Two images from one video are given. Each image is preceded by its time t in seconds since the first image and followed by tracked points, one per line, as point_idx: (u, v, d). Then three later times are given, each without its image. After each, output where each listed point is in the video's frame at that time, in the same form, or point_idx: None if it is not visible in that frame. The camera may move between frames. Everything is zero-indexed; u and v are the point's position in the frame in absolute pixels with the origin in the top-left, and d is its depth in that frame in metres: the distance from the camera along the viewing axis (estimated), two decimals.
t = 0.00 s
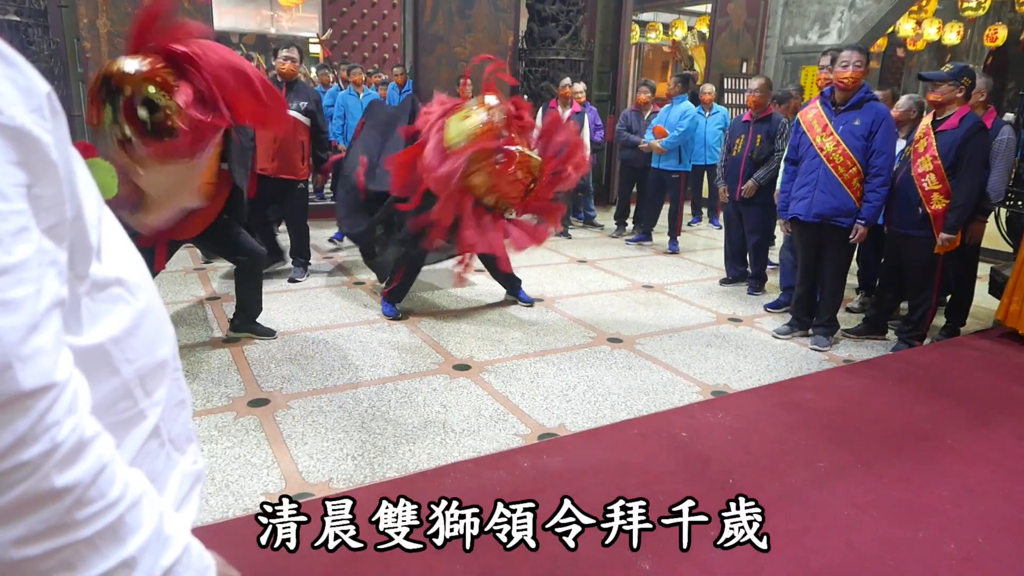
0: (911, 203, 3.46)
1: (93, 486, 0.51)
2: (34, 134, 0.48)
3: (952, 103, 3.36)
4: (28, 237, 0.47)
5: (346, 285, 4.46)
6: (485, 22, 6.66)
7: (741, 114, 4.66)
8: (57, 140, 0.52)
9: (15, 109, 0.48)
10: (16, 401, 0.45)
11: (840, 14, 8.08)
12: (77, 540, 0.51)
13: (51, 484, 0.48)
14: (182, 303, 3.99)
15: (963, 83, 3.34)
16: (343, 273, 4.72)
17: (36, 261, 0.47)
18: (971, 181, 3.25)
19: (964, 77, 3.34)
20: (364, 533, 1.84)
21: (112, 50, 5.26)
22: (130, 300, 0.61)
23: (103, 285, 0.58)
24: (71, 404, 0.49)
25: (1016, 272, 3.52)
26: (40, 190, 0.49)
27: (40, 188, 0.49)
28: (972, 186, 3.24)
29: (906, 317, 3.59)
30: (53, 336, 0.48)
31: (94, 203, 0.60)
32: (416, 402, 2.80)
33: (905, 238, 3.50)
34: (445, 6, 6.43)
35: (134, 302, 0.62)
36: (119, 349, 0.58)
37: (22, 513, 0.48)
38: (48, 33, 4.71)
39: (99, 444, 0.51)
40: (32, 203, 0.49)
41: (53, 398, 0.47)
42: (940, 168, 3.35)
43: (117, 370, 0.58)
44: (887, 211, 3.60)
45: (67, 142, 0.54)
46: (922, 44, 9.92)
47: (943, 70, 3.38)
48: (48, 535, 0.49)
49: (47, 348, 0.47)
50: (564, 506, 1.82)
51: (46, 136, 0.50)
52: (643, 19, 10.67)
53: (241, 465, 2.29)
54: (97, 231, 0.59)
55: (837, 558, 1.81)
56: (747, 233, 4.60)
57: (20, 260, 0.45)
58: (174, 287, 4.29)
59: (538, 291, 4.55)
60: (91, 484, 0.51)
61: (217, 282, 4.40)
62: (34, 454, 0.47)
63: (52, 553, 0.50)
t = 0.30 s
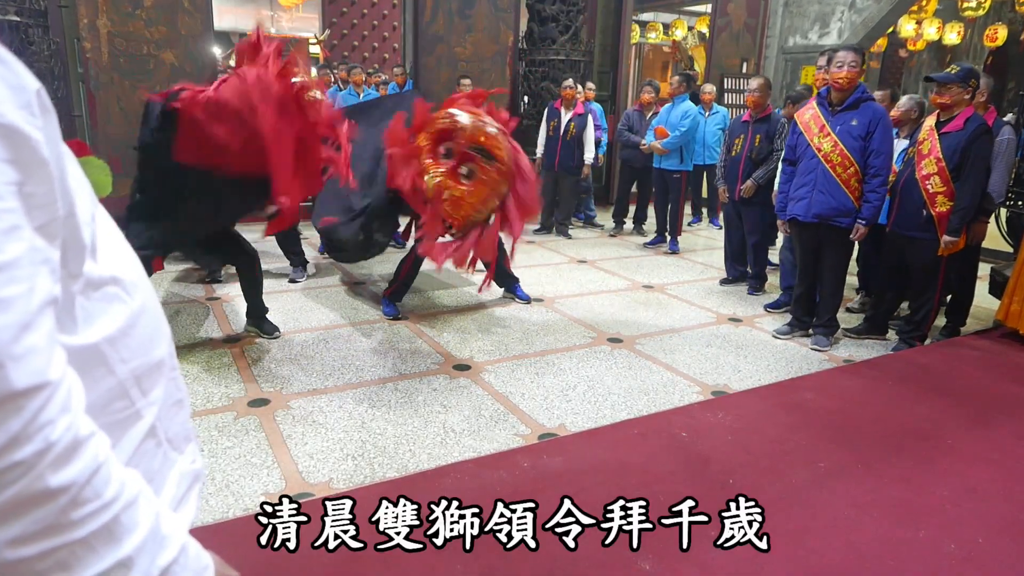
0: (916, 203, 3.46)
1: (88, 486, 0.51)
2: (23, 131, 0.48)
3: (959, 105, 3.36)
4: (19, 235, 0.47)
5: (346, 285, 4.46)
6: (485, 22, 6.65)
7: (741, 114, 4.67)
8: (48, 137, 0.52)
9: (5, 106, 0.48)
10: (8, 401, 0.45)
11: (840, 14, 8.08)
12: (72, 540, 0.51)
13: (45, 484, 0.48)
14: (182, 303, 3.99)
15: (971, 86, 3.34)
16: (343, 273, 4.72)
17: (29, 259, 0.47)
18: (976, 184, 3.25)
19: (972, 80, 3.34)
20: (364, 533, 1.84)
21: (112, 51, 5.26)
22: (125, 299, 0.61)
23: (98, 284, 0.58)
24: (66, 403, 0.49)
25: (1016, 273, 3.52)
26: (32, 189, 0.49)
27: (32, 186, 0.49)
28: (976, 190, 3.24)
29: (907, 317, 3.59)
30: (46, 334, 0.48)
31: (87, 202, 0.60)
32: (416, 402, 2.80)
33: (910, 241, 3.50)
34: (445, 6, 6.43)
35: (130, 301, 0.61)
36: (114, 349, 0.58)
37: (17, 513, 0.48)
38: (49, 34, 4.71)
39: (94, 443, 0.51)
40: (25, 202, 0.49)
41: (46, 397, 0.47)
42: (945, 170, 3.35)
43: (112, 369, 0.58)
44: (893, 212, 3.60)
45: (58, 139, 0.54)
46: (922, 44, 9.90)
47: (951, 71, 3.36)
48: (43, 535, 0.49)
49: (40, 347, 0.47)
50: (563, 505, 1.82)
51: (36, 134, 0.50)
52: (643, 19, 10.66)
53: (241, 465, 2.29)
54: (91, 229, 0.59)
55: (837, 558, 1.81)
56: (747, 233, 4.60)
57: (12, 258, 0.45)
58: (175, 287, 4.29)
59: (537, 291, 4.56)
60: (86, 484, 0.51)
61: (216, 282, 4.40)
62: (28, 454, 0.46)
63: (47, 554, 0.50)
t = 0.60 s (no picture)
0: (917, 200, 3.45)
1: (85, 487, 0.51)
2: (18, 130, 0.49)
3: (959, 106, 3.37)
4: (14, 235, 0.47)
5: (347, 285, 4.47)
6: (486, 22, 6.66)
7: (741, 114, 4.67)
8: (42, 136, 0.52)
9: (2, 106, 0.48)
10: (5, 401, 0.45)
11: (840, 14, 8.09)
12: (69, 542, 0.51)
13: (42, 485, 0.48)
14: (183, 303, 4.00)
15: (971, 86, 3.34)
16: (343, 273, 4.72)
17: (24, 259, 0.47)
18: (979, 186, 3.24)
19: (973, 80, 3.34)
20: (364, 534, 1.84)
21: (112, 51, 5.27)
22: (121, 300, 0.61)
23: (95, 284, 0.58)
24: (62, 403, 0.49)
25: (1016, 273, 3.52)
26: (26, 187, 0.50)
27: (26, 185, 0.50)
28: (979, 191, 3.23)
29: (907, 317, 3.59)
30: (42, 334, 0.48)
31: (84, 203, 0.60)
32: (416, 402, 2.80)
33: (907, 239, 3.51)
34: (445, 6, 6.43)
35: (125, 302, 0.62)
36: (110, 350, 0.58)
37: (15, 514, 0.48)
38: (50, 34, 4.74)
39: (90, 444, 0.51)
40: (19, 199, 0.49)
41: (43, 397, 0.47)
42: (947, 171, 3.35)
43: (109, 370, 0.58)
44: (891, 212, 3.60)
45: (53, 139, 0.54)
46: (922, 45, 9.90)
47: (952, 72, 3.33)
48: (39, 537, 0.49)
49: (36, 347, 0.47)
50: (563, 506, 1.82)
51: (31, 132, 0.50)
52: (643, 19, 10.66)
53: (241, 465, 2.29)
54: (87, 230, 0.59)
55: (838, 558, 1.81)
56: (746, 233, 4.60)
57: (8, 257, 0.45)
58: (176, 287, 4.30)
59: (539, 291, 4.57)
60: (83, 485, 0.51)
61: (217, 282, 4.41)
62: (24, 455, 0.46)
63: (44, 556, 0.50)
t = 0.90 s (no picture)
0: (913, 199, 3.42)
1: (83, 493, 0.51)
2: (16, 133, 0.49)
3: (953, 104, 3.37)
4: (13, 240, 0.47)
5: (347, 285, 4.47)
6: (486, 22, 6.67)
7: (741, 114, 4.67)
8: (42, 140, 0.52)
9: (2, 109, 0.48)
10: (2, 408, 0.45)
11: (840, 14, 8.11)
12: (67, 548, 0.51)
13: (41, 491, 0.48)
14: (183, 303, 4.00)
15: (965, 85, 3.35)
16: (344, 273, 4.73)
17: (24, 264, 0.47)
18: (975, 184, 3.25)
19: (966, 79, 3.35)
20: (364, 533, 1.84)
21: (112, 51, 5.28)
22: (118, 304, 0.61)
23: (92, 288, 0.58)
24: (61, 410, 0.49)
25: (1015, 273, 3.52)
26: (26, 191, 0.49)
27: (25, 189, 0.49)
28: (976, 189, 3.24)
29: (904, 317, 3.57)
30: (40, 339, 0.48)
31: (82, 207, 0.60)
32: (416, 402, 2.80)
33: (904, 239, 3.46)
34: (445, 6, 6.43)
35: (123, 306, 0.62)
36: (107, 354, 0.58)
37: (14, 520, 0.48)
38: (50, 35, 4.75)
39: (87, 449, 0.51)
40: (19, 204, 0.49)
41: (42, 404, 0.47)
42: (942, 168, 3.35)
43: (105, 375, 0.58)
44: (883, 209, 3.58)
45: (53, 143, 0.55)
46: (923, 45, 9.90)
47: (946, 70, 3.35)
48: (37, 544, 0.49)
49: (34, 354, 0.47)
50: (563, 506, 1.82)
51: (31, 136, 0.50)
52: (643, 19, 10.66)
53: (241, 465, 2.29)
54: (84, 234, 0.59)
55: (838, 558, 1.81)
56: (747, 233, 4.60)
57: (7, 263, 0.45)
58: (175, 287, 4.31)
59: (539, 291, 4.57)
60: (81, 490, 0.51)
61: (216, 281, 4.41)
62: (23, 461, 0.46)
63: (40, 562, 0.50)
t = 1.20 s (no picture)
0: (907, 198, 3.40)
1: (82, 502, 0.51)
2: (18, 139, 0.49)
3: (948, 104, 3.35)
4: (12, 246, 0.47)
5: (347, 285, 4.47)
6: (486, 22, 6.68)
7: (741, 114, 4.67)
8: (43, 144, 0.52)
9: (2, 113, 0.49)
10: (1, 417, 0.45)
11: (840, 14, 8.12)
12: (67, 556, 0.51)
13: (39, 501, 0.48)
14: (183, 303, 4.00)
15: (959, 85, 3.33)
16: (344, 273, 4.73)
17: (23, 271, 0.47)
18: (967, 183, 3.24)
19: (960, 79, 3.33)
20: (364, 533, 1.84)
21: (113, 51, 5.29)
22: (117, 309, 0.61)
23: (91, 293, 0.58)
24: (59, 418, 0.49)
25: (1015, 273, 3.52)
26: (26, 197, 0.49)
27: (26, 195, 0.49)
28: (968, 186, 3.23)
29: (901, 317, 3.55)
30: (40, 346, 0.48)
31: (82, 210, 0.60)
32: (416, 402, 2.80)
33: (897, 235, 3.44)
34: (445, 6, 6.44)
35: (122, 311, 0.62)
36: (107, 360, 0.58)
37: (13, 529, 0.49)
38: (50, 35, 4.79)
39: (87, 457, 0.52)
40: (19, 209, 0.49)
41: (40, 412, 0.47)
42: (938, 168, 3.32)
43: (105, 381, 0.58)
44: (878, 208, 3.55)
45: (54, 147, 0.55)
46: (923, 45, 9.91)
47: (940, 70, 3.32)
48: (35, 554, 0.50)
49: (34, 361, 0.47)
50: (563, 505, 1.82)
51: (31, 140, 0.50)
52: (643, 19, 10.67)
53: (241, 465, 2.29)
54: (85, 238, 0.59)
55: (838, 558, 1.81)
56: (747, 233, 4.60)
57: (7, 270, 0.45)
58: (175, 287, 4.31)
59: (539, 291, 4.57)
60: (80, 500, 0.51)
61: (216, 281, 4.41)
62: (21, 471, 0.47)
63: (39, 572, 0.51)
